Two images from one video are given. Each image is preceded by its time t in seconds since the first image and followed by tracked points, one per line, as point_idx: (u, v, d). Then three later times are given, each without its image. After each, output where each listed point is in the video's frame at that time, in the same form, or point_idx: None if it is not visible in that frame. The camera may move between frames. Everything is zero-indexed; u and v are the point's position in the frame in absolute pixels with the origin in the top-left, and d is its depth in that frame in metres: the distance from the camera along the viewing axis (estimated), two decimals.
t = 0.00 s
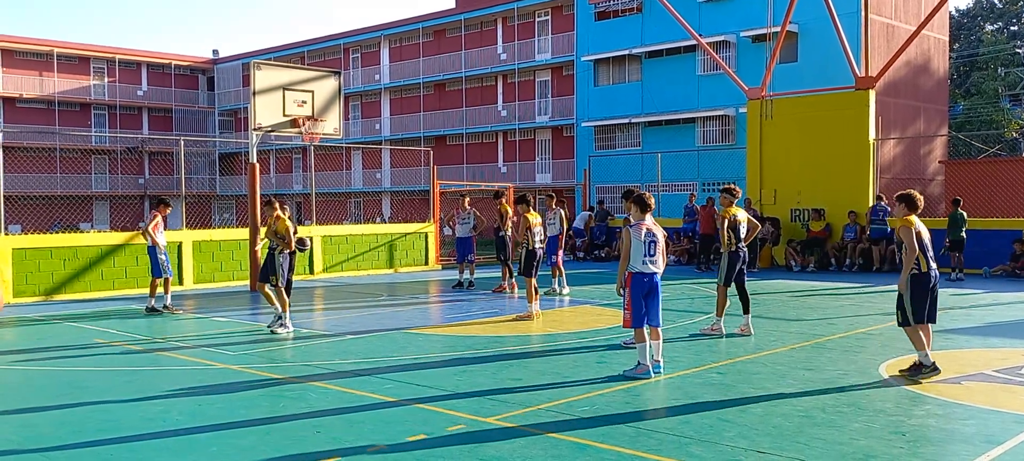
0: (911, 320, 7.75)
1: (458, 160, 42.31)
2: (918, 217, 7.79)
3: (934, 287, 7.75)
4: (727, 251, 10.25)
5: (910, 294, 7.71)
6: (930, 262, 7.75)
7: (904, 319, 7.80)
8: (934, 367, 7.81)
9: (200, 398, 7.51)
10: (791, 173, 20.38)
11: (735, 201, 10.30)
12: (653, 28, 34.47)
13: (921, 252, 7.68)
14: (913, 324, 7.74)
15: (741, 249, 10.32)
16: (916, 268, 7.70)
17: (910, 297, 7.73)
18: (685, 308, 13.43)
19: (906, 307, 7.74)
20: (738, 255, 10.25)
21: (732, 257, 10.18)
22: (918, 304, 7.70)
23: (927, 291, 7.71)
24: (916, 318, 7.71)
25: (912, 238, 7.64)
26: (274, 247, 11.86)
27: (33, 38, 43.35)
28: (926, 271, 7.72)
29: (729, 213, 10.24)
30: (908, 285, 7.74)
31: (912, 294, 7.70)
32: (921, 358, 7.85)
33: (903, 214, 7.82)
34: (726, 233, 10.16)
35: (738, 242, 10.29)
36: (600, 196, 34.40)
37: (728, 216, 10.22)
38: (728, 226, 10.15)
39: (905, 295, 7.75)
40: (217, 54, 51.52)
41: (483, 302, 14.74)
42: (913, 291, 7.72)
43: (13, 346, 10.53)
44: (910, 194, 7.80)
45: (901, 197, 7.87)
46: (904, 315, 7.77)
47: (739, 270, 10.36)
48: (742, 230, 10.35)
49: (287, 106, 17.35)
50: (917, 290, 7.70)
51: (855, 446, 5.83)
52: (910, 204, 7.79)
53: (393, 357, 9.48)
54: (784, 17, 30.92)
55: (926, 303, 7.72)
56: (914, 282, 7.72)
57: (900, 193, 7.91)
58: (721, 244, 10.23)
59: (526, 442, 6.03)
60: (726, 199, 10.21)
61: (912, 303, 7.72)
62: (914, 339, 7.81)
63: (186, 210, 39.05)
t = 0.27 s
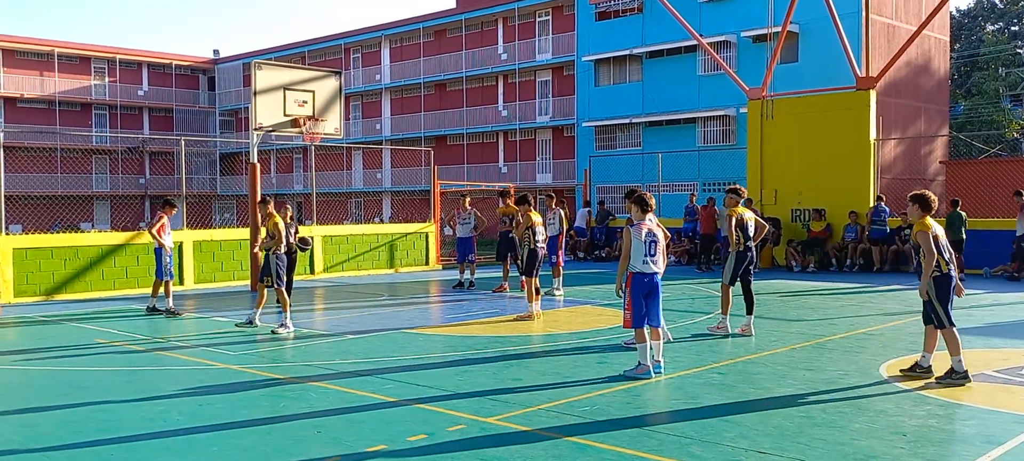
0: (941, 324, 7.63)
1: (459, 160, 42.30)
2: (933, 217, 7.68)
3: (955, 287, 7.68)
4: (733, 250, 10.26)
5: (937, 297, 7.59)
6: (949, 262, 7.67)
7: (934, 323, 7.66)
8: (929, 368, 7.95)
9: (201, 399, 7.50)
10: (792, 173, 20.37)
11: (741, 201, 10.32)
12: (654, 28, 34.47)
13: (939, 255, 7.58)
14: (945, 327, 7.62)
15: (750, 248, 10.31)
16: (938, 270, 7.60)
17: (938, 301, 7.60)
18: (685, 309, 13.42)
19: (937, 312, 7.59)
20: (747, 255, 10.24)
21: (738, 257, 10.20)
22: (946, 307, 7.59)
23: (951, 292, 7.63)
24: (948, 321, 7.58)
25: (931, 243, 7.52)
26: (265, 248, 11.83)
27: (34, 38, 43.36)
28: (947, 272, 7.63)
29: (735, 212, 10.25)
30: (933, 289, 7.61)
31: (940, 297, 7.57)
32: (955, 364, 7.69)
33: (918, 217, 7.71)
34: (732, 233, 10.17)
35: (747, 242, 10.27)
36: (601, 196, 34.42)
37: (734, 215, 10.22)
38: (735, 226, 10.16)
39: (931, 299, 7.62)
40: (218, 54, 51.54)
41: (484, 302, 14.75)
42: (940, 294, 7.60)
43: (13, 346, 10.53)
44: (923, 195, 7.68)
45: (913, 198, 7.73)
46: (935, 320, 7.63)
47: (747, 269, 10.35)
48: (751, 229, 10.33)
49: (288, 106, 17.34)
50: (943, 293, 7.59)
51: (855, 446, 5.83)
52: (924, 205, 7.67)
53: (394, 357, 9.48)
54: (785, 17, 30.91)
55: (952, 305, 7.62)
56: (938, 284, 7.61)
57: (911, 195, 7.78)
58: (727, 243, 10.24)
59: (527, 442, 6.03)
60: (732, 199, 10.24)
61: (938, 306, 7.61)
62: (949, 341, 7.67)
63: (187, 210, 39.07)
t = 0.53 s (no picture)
0: (953, 325, 7.59)
1: (460, 160, 42.31)
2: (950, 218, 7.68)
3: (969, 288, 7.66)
4: (737, 250, 10.27)
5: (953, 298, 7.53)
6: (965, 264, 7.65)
7: (946, 324, 7.62)
8: (941, 367, 7.95)
9: (202, 398, 7.51)
10: (793, 173, 20.37)
11: (744, 201, 10.34)
12: (655, 27, 34.46)
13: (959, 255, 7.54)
14: (957, 328, 7.58)
15: (753, 248, 10.31)
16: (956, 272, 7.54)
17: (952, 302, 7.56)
18: (686, 309, 13.42)
19: (950, 313, 7.54)
20: (750, 255, 10.24)
21: (742, 256, 10.21)
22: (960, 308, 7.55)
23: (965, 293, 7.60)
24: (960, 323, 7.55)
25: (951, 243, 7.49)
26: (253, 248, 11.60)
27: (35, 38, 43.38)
28: (963, 274, 7.60)
29: (738, 213, 10.28)
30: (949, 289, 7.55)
31: (954, 299, 7.51)
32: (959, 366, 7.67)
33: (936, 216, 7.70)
34: (735, 233, 10.19)
35: (749, 242, 10.28)
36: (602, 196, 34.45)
37: (736, 215, 10.24)
38: (736, 226, 10.16)
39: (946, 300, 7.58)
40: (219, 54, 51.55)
41: (485, 302, 14.77)
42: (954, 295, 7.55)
43: (15, 345, 10.55)
44: (941, 194, 7.67)
45: (931, 197, 7.71)
46: (948, 320, 7.58)
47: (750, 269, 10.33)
48: (753, 230, 10.33)
49: (288, 106, 17.33)
50: (958, 294, 7.54)
51: (856, 446, 5.82)
52: (942, 205, 7.66)
53: (395, 357, 9.48)
54: (786, 17, 30.89)
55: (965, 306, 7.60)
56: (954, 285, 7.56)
57: (929, 194, 7.76)
58: (730, 243, 10.26)
59: (528, 443, 6.02)
60: (735, 199, 10.26)
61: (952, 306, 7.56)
62: (958, 342, 7.63)
63: (188, 210, 39.06)
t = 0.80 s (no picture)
0: (958, 325, 7.58)
1: (460, 161, 42.31)
2: (961, 218, 7.64)
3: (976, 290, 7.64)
4: (736, 249, 10.26)
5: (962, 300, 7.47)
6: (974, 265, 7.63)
7: (950, 324, 7.61)
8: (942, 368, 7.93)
9: (202, 399, 7.51)
10: (793, 173, 20.38)
11: (745, 202, 10.31)
12: (655, 27, 34.48)
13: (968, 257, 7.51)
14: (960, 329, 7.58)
15: (752, 250, 10.30)
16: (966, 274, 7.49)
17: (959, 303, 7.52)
18: (687, 309, 13.42)
19: (956, 314, 7.52)
20: (748, 255, 10.22)
21: (740, 256, 10.19)
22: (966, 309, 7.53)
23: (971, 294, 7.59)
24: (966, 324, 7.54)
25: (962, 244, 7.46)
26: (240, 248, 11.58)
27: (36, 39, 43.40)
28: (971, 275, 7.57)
29: (738, 213, 10.28)
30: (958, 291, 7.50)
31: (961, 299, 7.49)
32: (958, 366, 7.69)
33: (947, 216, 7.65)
34: (733, 232, 10.19)
35: (748, 242, 10.27)
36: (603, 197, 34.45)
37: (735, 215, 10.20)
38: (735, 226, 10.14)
39: (953, 301, 7.54)
40: (219, 54, 51.57)
41: (485, 302, 14.77)
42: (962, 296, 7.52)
43: (17, 345, 10.56)
44: (954, 194, 7.62)
45: (944, 196, 7.66)
46: (951, 320, 7.58)
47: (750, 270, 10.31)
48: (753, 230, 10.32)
49: (288, 106, 17.32)
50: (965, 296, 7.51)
51: (857, 447, 5.82)
52: (955, 205, 7.62)
53: (395, 357, 9.49)
54: (786, 17, 30.88)
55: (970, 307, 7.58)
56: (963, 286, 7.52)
57: (942, 193, 7.71)
58: (730, 243, 10.26)
59: (528, 443, 6.02)
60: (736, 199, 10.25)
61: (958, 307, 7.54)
62: (961, 343, 7.64)
63: (188, 210, 39.07)
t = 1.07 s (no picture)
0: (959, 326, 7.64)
1: (461, 162, 42.32)
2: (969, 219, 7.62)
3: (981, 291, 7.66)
4: (733, 252, 10.25)
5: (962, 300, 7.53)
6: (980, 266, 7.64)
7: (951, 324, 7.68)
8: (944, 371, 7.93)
9: (203, 399, 7.52)
10: (794, 174, 20.37)
11: (739, 202, 10.22)
12: (656, 28, 34.49)
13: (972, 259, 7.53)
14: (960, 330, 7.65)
15: (748, 252, 10.30)
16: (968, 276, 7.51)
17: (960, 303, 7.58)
18: (688, 311, 13.41)
19: (955, 313, 7.61)
20: (744, 257, 10.23)
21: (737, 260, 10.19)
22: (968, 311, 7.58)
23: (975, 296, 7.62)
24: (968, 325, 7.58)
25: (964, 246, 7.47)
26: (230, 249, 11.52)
27: (37, 40, 43.45)
28: (975, 277, 7.59)
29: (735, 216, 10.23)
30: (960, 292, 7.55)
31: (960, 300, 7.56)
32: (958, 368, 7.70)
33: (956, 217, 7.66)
34: (730, 234, 10.18)
35: (745, 245, 10.27)
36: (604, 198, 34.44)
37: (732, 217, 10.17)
38: (733, 228, 10.12)
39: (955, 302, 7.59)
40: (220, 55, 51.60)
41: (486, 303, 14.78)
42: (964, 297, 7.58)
43: (19, 346, 10.59)
44: (961, 196, 7.60)
45: (954, 196, 7.66)
46: (951, 320, 7.67)
47: (746, 273, 10.32)
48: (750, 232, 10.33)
49: (290, 107, 17.33)
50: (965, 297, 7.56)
51: (858, 449, 5.82)
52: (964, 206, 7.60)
53: (396, 358, 9.49)
54: (787, 19, 30.88)
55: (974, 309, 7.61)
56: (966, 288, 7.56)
57: (951, 194, 7.69)
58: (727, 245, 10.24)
59: (528, 444, 6.02)
60: (732, 201, 10.20)
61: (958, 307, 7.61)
62: (963, 345, 7.66)
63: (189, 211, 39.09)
